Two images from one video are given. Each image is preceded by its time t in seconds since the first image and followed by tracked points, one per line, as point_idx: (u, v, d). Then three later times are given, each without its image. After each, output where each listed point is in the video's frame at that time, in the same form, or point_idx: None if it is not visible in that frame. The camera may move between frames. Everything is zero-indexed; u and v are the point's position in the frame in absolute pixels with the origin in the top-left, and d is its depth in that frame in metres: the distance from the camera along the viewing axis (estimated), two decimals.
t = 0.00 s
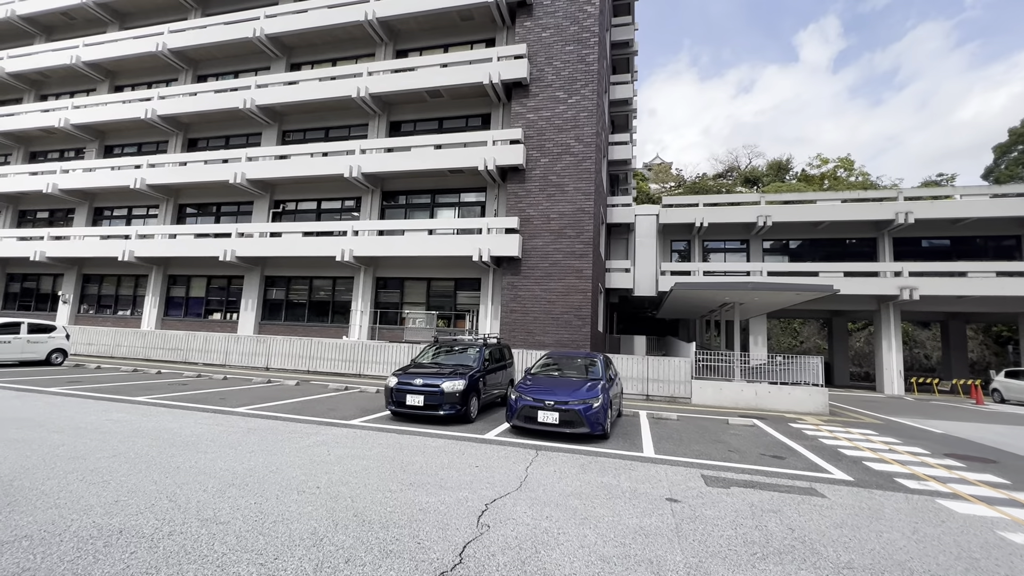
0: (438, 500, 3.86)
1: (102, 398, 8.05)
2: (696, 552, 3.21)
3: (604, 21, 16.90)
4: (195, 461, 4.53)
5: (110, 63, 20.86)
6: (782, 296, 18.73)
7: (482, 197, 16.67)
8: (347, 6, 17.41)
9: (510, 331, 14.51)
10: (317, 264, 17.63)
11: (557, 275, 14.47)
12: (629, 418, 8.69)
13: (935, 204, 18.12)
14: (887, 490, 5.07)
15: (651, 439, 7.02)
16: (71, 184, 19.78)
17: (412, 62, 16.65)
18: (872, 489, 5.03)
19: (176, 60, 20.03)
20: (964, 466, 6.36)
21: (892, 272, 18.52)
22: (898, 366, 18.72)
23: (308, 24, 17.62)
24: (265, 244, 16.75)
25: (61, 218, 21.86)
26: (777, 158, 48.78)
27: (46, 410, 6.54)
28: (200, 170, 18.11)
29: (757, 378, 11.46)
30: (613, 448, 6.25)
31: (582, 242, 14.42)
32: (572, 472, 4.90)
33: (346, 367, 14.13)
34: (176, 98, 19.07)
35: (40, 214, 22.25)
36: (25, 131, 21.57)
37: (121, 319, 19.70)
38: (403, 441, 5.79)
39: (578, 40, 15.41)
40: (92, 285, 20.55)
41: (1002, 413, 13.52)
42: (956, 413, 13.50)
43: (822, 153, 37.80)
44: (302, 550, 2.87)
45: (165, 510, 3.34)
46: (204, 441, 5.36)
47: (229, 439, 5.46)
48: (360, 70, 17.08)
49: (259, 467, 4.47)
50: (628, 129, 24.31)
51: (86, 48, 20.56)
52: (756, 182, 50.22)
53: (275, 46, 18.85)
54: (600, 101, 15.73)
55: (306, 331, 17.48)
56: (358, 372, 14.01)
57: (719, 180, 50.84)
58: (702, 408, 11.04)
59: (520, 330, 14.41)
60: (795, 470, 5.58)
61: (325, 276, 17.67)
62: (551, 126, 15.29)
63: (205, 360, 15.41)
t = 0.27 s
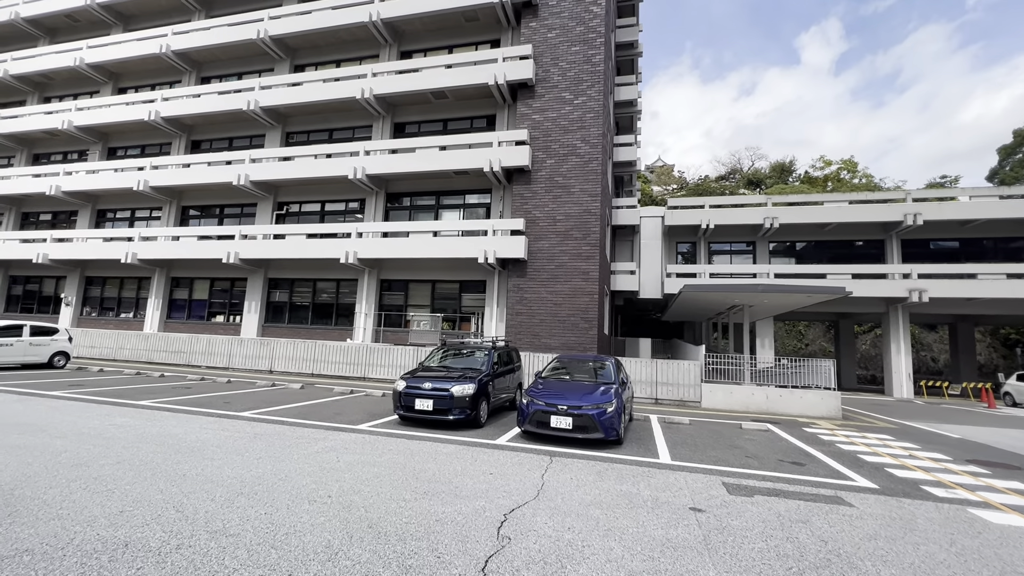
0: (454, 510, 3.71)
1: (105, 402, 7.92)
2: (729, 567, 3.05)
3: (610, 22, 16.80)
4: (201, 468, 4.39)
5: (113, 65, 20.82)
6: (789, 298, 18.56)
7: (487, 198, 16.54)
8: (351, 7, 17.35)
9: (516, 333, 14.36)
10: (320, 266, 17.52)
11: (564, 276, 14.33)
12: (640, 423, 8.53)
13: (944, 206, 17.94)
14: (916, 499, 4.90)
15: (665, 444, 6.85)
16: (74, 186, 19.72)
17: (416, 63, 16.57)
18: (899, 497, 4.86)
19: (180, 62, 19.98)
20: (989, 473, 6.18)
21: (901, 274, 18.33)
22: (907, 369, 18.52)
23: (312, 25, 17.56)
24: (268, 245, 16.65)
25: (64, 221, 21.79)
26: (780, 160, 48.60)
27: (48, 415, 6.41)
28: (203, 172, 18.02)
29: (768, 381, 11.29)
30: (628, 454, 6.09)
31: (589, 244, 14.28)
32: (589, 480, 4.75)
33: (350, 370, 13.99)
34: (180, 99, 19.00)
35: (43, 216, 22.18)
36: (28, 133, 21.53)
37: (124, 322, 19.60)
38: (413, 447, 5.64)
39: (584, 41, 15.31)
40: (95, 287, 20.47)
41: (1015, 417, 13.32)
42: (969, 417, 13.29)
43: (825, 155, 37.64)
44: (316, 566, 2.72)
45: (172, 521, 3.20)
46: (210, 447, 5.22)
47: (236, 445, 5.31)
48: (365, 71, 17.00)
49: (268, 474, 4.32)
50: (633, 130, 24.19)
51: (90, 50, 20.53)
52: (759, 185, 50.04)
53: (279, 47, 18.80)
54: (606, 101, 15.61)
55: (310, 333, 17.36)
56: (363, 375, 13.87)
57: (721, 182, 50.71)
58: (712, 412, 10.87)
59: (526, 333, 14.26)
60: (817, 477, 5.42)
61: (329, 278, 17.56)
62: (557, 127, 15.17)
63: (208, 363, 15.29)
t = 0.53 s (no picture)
0: (475, 523, 3.55)
1: (108, 407, 7.76)
2: None
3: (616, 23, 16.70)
4: (209, 477, 4.24)
5: (117, 67, 20.75)
6: (796, 301, 18.39)
7: (493, 200, 16.42)
8: (356, 8, 17.27)
9: (522, 336, 14.23)
10: (324, 269, 17.39)
11: (571, 279, 14.20)
12: (653, 428, 8.37)
13: (952, 208, 17.79)
14: (947, 509, 4.74)
15: (681, 450, 6.70)
16: (77, 188, 19.61)
17: (421, 64, 16.48)
18: (930, 507, 4.69)
19: (183, 63, 19.91)
20: (1015, 480, 6.02)
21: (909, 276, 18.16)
22: (916, 372, 18.33)
23: (316, 27, 17.49)
24: (272, 248, 16.54)
25: (65, 223, 21.67)
26: (782, 163, 48.46)
27: (50, 421, 6.26)
28: (206, 174, 17.92)
29: (779, 385, 11.14)
30: (646, 462, 5.93)
31: (596, 246, 14.15)
32: (609, 489, 4.60)
33: (355, 373, 13.85)
34: (183, 101, 18.92)
35: (45, 219, 22.07)
36: (31, 135, 21.44)
37: (126, 324, 19.45)
38: (426, 454, 5.48)
39: (591, 42, 15.21)
40: (97, 289, 20.35)
41: None
42: (982, 421, 13.10)
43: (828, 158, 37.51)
44: None
45: (181, 536, 3.05)
46: (217, 454, 5.07)
47: (244, 452, 5.16)
48: (369, 72, 16.92)
49: (278, 484, 4.17)
50: (637, 132, 24.09)
51: (93, 52, 20.47)
52: (761, 187, 49.92)
53: (283, 49, 18.73)
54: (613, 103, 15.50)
55: (314, 336, 17.22)
56: (368, 379, 13.72)
57: (723, 185, 50.55)
58: (723, 417, 10.70)
59: (532, 336, 14.14)
60: (842, 486, 5.25)
61: (333, 281, 17.44)
62: (563, 129, 15.05)
63: (211, 366, 15.13)
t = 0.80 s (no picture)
0: (495, 535, 3.41)
1: (110, 411, 7.62)
2: None
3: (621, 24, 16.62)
4: (217, 486, 4.11)
5: (120, 69, 20.70)
6: (803, 304, 18.24)
7: (497, 202, 16.30)
8: (360, 10, 17.21)
9: (528, 339, 14.09)
10: (327, 271, 17.28)
11: (577, 282, 14.06)
12: (664, 433, 8.22)
13: (960, 210, 17.65)
14: (977, 518, 4.59)
15: (696, 456, 6.55)
16: (79, 190, 19.53)
17: (425, 65, 16.40)
18: (960, 517, 4.54)
19: (186, 65, 19.86)
20: None
21: (917, 279, 18.01)
22: (924, 376, 18.16)
23: (320, 28, 17.43)
24: (275, 250, 16.42)
25: (67, 225, 21.59)
26: (784, 165, 48.34)
27: (53, 426, 6.12)
28: (209, 176, 17.83)
29: (789, 390, 10.99)
30: (662, 469, 5.78)
31: (602, 248, 14.03)
32: (629, 498, 4.46)
33: (359, 377, 13.70)
34: (186, 103, 18.84)
35: (47, 221, 21.99)
36: (33, 137, 21.38)
37: (127, 327, 19.33)
38: (437, 461, 5.34)
39: (597, 43, 15.12)
40: (99, 292, 20.23)
41: None
42: (995, 426, 12.92)
43: (831, 160, 37.42)
44: None
45: (191, 550, 2.90)
46: (224, 461, 4.93)
47: (251, 459, 5.02)
48: (373, 74, 16.84)
49: (288, 494, 4.03)
50: (641, 134, 24.00)
51: (96, 54, 20.42)
52: (763, 190, 49.82)
53: (286, 51, 18.67)
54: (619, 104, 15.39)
55: (317, 339, 17.09)
56: (372, 382, 13.58)
57: (725, 188, 50.42)
58: (734, 422, 10.55)
59: (538, 339, 14.00)
60: (867, 494, 5.10)
61: (336, 284, 17.31)
62: (569, 130, 14.96)
63: (213, 369, 15.00)
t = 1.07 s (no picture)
0: (517, 547, 3.26)
1: (111, 415, 7.46)
2: None
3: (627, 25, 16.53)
4: (224, 494, 3.95)
5: (122, 69, 20.62)
6: (810, 306, 18.08)
7: (502, 204, 16.17)
8: (364, 11, 17.13)
9: (533, 342, 13.93)
10: (330, 273, 17.14)
11: (583, 284, 13.92)
12: (677, 438, 8.05)
13: (968, 212, 17.52)
14: (1010, 528, 4.42)
15: (712, 462, 6.39)
16: (80, 191, 19.42)
17: (430, 66, 16.31)
18: (992, 527, 4.37)
19: (189, 66, 19.78)
20: None
21: (925, 281, 17.86)
22: (932, 379, 17.99)
23: (323, 29, 17.34)
24: (277, 252, 16.29)
25: (68, 226, 21.47)
26: (786, 168, 48.22)
27: (53, 431, 5.97)
28: (212, 177, 17.72)
29: (800, 394, 10.83)
30: (680, 476, 5.62)
31: (609, 250, 13.89)
32: (650, 507, 4.30)
33: (362, 380, 13.54)
34: (188, 104, 18.75)
35: (48, 222, 21.88)
36: (35, 138, 21.29)
37: (128, 330, 19.17)
38: (449, 468, 5.18)
39: (602, 44, 15.03)
40: (100, 294, 20.09)
41: None
42: (1007, 430, 12.74)
43: (833, 163, 37.34)
44: None
45: (199, 565, 2.75)
46: (231, 468, 4.78)
47: (258, 466, 4.86)
48: (377, 75, 16.75)
49: (299, 503, 3.88)
50: (645, 136, 23.90)
51: (98, 55, 20.34)
52: (765, 192, 49.67)
53: (289, 52, 18.58)
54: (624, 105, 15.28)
55: (319, 342, 16.93)
56: (375, 385, 13.42)
57: (727, 190, 50.31)
58: (744, 427, 10.38)
59: (543, 342, 13.85)
60: (893, 503, 4.93)
61: (339, 286, 17.17)
62: (574, 131, 14.84)
63: (215, 372, 14.84)
